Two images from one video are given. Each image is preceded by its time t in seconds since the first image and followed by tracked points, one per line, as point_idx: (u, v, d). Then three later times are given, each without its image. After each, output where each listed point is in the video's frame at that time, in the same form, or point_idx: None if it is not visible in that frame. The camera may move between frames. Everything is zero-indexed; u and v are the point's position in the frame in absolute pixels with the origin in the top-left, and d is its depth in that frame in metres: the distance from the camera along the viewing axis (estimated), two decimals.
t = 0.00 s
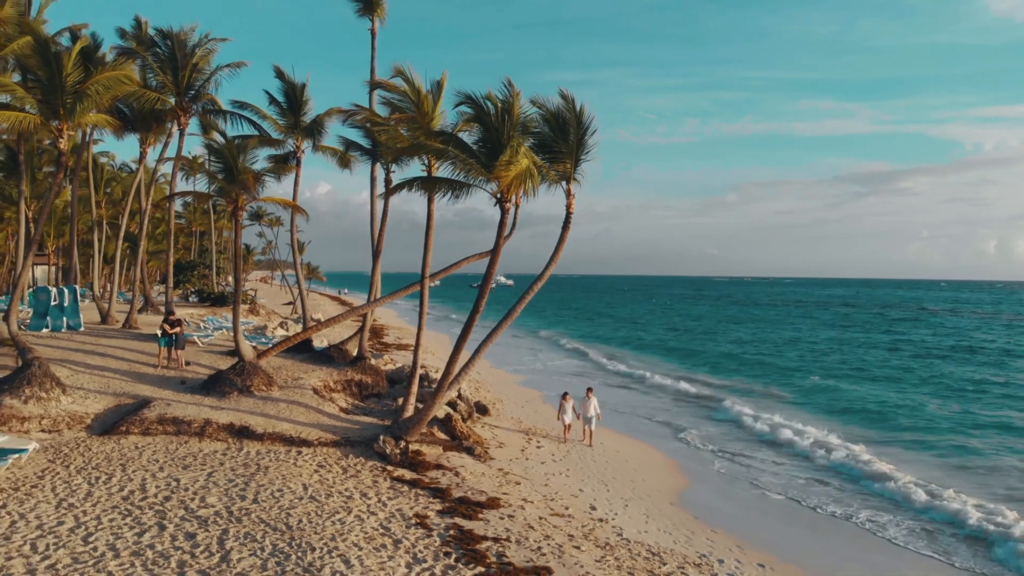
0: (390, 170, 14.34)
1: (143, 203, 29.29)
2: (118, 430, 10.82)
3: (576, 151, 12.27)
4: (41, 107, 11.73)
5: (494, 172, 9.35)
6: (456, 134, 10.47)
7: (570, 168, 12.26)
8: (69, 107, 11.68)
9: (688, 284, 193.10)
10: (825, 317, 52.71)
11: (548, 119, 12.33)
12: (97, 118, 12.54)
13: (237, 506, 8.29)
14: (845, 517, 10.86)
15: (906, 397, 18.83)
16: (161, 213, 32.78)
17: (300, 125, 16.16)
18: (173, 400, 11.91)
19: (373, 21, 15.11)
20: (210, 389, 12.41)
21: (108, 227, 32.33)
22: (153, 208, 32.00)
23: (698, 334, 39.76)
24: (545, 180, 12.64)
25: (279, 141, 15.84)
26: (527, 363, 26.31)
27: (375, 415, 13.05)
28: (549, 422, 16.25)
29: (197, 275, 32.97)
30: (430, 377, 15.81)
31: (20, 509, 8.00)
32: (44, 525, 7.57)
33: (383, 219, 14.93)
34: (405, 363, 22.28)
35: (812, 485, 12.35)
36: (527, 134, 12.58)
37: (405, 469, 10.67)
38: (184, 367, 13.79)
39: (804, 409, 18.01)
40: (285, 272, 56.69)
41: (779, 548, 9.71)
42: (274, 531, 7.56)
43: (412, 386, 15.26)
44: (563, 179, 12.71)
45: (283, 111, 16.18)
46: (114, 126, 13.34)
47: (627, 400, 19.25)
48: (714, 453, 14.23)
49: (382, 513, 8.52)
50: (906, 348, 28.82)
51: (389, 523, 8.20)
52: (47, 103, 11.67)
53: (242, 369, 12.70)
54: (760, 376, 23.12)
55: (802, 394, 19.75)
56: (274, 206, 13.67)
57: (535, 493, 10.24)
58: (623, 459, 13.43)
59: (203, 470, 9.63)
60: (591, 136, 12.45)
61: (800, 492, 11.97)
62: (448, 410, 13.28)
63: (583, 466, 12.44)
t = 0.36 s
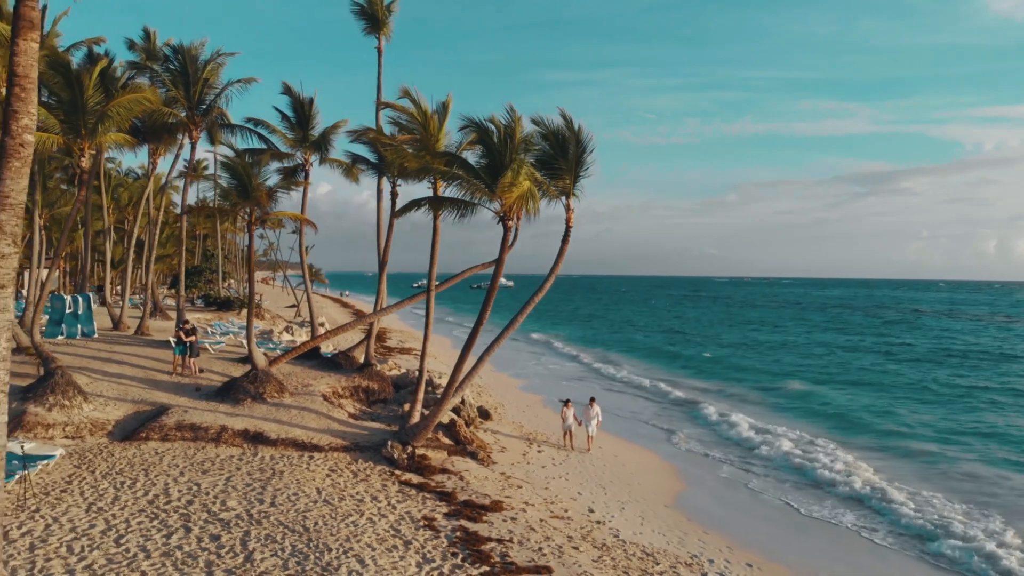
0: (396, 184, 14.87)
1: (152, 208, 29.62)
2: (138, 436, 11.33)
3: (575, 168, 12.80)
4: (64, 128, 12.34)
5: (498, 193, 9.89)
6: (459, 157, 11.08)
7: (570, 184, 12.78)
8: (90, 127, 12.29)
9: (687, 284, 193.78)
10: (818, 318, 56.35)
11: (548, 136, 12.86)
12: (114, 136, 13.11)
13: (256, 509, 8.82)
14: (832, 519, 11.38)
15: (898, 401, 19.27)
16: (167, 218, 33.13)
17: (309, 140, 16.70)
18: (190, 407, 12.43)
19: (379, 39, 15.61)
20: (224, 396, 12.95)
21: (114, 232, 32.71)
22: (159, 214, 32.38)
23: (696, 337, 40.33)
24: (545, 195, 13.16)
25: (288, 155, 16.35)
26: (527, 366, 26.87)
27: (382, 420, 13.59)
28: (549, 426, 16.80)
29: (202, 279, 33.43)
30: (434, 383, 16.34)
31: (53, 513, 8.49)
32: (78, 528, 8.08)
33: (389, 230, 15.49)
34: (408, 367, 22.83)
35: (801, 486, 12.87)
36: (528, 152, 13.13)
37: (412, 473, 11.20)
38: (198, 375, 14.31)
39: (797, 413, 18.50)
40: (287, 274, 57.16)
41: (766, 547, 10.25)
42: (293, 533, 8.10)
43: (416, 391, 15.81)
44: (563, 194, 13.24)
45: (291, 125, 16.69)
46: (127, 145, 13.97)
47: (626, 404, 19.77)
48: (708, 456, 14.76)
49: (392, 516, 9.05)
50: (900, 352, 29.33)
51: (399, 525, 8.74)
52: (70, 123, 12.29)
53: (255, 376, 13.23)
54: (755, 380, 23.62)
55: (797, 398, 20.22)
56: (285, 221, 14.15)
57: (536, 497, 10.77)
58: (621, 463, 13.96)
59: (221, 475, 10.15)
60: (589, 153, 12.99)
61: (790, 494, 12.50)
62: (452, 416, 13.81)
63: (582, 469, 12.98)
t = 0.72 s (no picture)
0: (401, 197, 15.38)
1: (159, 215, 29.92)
2: (156, 441, 11.81)
3: (574, 182, 13.32)
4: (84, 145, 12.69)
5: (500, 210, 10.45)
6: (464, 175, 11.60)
7: (568, 197, 13.30)
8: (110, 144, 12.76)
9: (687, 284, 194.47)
10: (811, 319, 58.48)
11: (547, 152, 13.38)
12: (130, 151, 13.56)
13: (272, 512, 9.30)
14: (821, 521, 11.85)
15: (889, 406, 19.76)
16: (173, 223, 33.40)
17: (316, 152, 17.18)
18: (204, 413, 12.93)
19: (385, 55, 16.07)
20: (237, 402, 13.47)
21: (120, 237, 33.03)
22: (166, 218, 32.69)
23: (694, 339, 40.86)
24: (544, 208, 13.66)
25: (296, 167, 16.83)
26: (528, 369, 27.38)
27: (388, 425, 14.11)
28: (549, 430, 17.32)
29: (207, 283, 33.86)
30: (438, 388, 16.84)
31: (80, 515, 8.95)
32: (106, 529, 8.54)
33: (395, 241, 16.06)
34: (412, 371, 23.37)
35: (792, 488, 13.35)
36: (529, 167, 13.63)
37: (418, 477, 11.70)
38: (209, 381, 14.82)
39: (790, 416, 19.00)
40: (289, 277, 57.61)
41: (756, 547, 10.76)
42: (308, 534, 8.60)
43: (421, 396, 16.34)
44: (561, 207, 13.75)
45: (299, 138, 17.17)
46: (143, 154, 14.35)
47: (624, 408, 20.25)
48: (702, 459, 15.27)
49: (400, 517, 9.57)
50: (893, 355, 29.85)
51: (407, 527, 9.24)
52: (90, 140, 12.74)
53: (266, 383, 13.73)
54: (751, 384, 24.11)
55: (791, 401, 20.72)
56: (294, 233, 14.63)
57: (537, 499, 11.26)
58: (618, 466, 14.46)
59: (237, 479, 10.63)
60: (588, 169, 13.50)
61: (781, 496, 12.98)
62: (456, 421, 14.32)
63: (581, 473, 13.48)
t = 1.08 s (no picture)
0: (405, 207, 15.86)
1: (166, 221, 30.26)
2: (171, 445, 12.28)
3: (573, 194, 13.79)
4: (101, 159, 13.14)
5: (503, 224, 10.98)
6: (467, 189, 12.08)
7: (567, 210, 13.78)
8: (125, 158, 13.11)
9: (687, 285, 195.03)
10: (808, 320, 59.04)
11: (547, 166, 13.87)
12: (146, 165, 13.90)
13: (285, 514, 9.76)
14: (810, 521, 12.31)
15: (880, 408, 20.26)
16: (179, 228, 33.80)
17: (322, 162, 17.65)
18: (216, 418, 13.39)
19: (389, 69, 16.51)
20: (247, 407, 13.94)
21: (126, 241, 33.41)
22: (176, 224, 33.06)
23: (692, 341, 41.39)
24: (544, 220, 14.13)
25: (302, 176, 17.28)
26: (527, 372, 27.85)
27: (393, 429, 14.58)
28: (548, 433, 17.80)
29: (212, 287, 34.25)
30: (441, 392, 17.30)
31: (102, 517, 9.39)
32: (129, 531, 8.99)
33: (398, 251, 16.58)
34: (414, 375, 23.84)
35: (783, 489, 13.81)
36: (530, 179, 14.08)
37: (423, 479, 12.17)
38: (219, 387, 15.27)
39: (785, 419, 19.45)
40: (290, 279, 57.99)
41: (747, 547, 11.23)
42: (320, 535, 9.07)
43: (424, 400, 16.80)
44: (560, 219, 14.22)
45: (307, 149, 17.63)
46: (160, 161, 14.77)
47: (622, 411, 20.71)
48: (697, 462, 15.74)
49: (407, 519, 10.03)
50: (888, 358, 30.28)
51: (414, 528, 9.70)
52: (105, 154, 13.07)
53: (276, 389, 14.20)
54: (747, 387, 24.53)
55: (785, 405, 21.21)
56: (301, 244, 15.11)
57: (537, 502, 11.72)
58: (617, 469, 14.92)
59: (250, 482, 11.08)
60: (587, 181, 13.95)
61: (773, 497, 13.45)
62: (458, 425, 14.78)
63: (580, 476, 13.94)
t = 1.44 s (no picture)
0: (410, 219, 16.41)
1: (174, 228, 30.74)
2: (187, 451, 12.82)
3: (572, 208, 14.33)
4: (118, 175, 13.64)
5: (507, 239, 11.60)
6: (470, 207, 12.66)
7: (567, 223, 14.32)
8: (142, 176, 13.60)
9: (686, 285, 195.90)
10: (805, 322, 59.68)
11: (547, 181, 14.40)
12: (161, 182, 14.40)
13: (299, 518, 10.30)
14: (799, 523, 12.84)
15: (872, 413, 20.79)
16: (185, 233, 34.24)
17: (329, 175, 18.17)
18: (229, 424, 13.92)
19: (395, 85, 17.00)
20: (259, 413, 14.48)
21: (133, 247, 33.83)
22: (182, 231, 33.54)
23: (689, 344, 41.95)
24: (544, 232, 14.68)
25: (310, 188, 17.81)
26: (528, 376, 28.39)
27: (398, 435, 15.14)
28: (548, 437, 18.35)
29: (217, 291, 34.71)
30: (444, 398, 17.84)
31: (126, 522, 9.90)
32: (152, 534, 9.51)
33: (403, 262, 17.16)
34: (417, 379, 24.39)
35: (774, 492, 14.33)
36: (531, 195, 14.60)
37: (428, 484, 12.71)
38: (231, 393, 15.79)
39: (779, 423, 19.98)
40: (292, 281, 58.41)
41: (738, 548, 11.79)
42: (332, 538, 9.60)
43: (428, 405, 17.35)
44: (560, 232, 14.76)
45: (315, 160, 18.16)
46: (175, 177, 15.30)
47: (621, 416, 21.23)
48: (692, 466, 16.29)
49: (414, 522, 10.57)
50: (881, 362, 30.90)
51: (421, 531, 10.24)
52: (122, 171, 13.56)
53: (286, 396, 14.73)
54: (742, 391, 25.09)
55: (779, 409, 21.75)
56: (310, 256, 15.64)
57: (538, 505, 12.25)
58: (615, 472, 15.45)
59: (264, 487, 11.62)
60: (585, 196, 14.50)
61: (764, 500, 13.98)
62: (461, 430, 15.32)
63: (578, 480, 14.48)
